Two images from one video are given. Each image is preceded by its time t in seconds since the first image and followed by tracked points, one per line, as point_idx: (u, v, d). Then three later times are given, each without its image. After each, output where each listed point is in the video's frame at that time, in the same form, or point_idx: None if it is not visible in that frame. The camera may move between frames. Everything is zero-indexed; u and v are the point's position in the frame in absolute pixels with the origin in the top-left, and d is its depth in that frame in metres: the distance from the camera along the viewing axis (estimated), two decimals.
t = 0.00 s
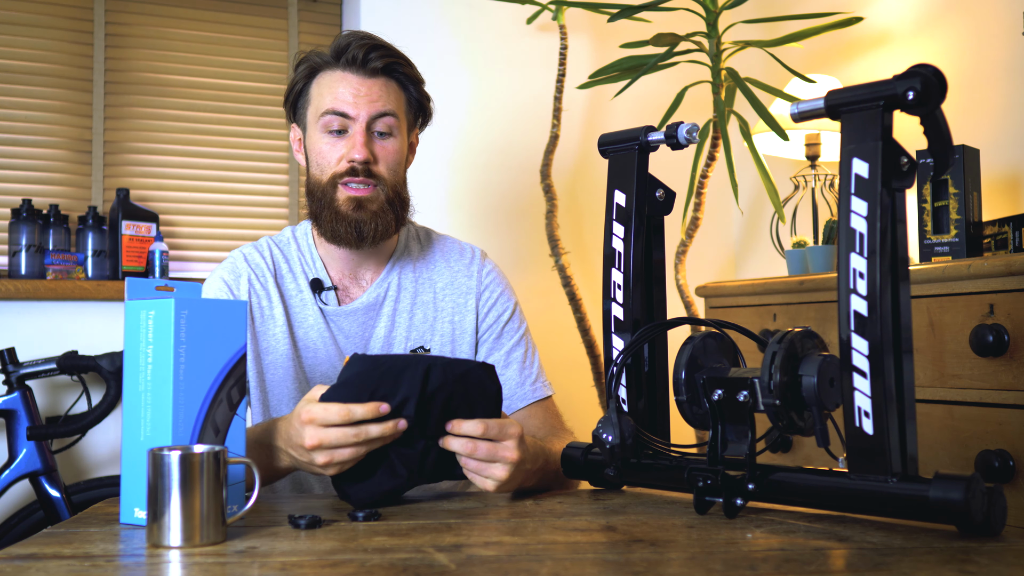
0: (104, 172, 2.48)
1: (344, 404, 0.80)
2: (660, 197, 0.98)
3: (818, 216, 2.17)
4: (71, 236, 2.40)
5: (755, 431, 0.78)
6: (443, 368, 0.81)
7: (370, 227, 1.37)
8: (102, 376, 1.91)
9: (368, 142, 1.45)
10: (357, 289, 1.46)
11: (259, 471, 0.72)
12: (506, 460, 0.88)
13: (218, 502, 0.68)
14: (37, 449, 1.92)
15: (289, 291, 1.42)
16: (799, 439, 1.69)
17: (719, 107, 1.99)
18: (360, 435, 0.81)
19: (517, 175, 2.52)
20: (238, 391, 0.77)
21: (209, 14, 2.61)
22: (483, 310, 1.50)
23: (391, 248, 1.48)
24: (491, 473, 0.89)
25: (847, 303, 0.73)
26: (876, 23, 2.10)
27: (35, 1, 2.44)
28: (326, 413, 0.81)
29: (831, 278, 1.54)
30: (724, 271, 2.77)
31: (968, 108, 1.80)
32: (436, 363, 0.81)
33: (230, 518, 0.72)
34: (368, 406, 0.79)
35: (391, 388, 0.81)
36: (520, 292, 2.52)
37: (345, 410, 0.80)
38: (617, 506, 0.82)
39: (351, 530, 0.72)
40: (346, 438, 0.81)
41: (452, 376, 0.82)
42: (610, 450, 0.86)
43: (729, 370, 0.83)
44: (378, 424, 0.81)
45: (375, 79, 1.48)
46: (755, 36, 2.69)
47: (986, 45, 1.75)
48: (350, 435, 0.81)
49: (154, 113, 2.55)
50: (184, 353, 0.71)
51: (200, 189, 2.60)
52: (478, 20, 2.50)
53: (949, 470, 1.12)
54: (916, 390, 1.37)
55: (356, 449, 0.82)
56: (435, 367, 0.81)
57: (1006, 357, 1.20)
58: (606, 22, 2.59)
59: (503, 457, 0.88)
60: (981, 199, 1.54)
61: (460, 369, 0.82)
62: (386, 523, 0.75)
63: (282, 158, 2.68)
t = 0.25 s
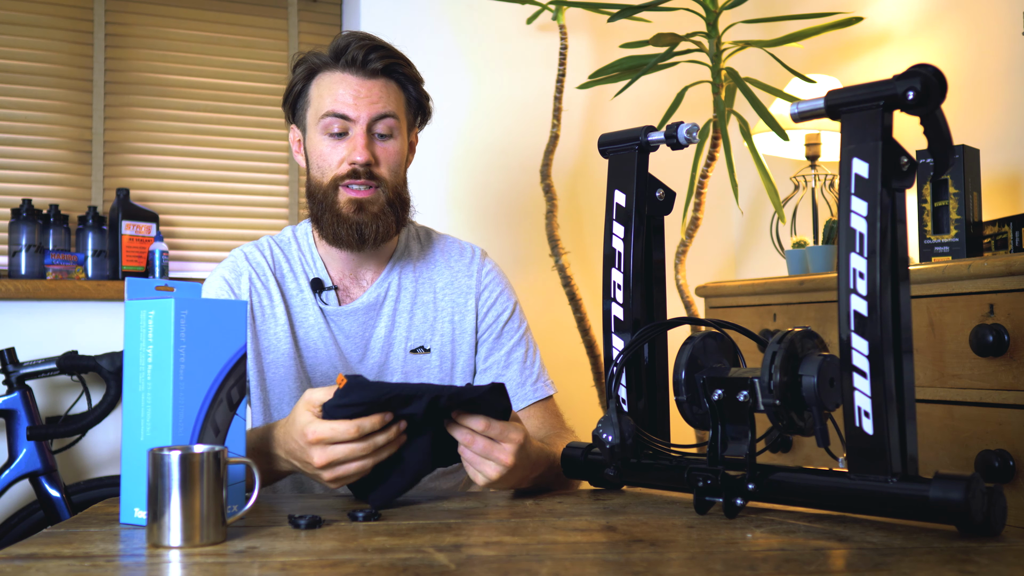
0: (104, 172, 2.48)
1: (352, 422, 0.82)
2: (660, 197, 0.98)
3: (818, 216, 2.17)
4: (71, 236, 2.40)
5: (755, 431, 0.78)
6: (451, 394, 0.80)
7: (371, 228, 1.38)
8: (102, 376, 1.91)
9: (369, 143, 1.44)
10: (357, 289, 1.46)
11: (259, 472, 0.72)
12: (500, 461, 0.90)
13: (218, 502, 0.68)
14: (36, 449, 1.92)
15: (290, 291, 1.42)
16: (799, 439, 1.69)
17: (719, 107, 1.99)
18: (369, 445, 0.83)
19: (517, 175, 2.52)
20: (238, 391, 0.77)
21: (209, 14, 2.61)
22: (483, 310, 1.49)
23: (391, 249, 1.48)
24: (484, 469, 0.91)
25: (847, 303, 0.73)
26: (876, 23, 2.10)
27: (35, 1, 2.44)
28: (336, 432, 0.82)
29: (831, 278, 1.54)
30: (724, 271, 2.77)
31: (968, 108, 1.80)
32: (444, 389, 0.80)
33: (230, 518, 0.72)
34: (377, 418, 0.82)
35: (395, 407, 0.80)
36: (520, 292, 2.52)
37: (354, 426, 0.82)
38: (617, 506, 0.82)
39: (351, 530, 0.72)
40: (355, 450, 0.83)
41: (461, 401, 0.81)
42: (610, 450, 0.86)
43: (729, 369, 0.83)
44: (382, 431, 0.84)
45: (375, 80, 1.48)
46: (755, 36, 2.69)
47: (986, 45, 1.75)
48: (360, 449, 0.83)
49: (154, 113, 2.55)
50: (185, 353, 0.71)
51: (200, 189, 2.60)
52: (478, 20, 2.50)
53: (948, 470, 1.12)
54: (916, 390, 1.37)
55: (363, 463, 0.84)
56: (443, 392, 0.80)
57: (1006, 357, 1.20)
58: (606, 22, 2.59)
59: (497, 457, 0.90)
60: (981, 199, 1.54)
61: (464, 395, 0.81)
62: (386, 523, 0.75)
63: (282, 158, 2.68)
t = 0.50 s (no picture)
0: (104, 172, 2.48)
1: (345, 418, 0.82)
2: (660, 197, 0.98)
3: (818, 216, 2.17)
4: (71, 236, 2.40)
5: (755, 431, 0.78)
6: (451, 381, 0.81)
7: (369, 227, 1.38)
8: (102, 376, 1.91)
9: (367, 143, 1.44)
10: (357, 289, 1.46)
11: (260, 471, 0.72)
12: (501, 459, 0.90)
13: (218, 502, 0.68)
14: (36, 449, 1.92)
15: (289, 291, 1.42)
16: (799, 439, 1.69)
17: (719, 107, 1.99)
18: (359, 443, 0.83)
19: (517, 175, 2.52)
20: (238, 391, 0.77)
21: (209, 14, 2.61)
22: (482, 310, 1.50)
23: (390, 248, 1.48)
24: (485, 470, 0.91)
25: (847, 303, 0.73)
26: (875, 23, 2.10)
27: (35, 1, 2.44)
28: (327, 425, 0.82)
29: (831, 278, 1.54)
30: (724, 271, 2.77)
31: (968, 108, 1.80)
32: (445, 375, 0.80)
33: (230, 517, 0.72)
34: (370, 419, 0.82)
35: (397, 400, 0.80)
36: (521, 292, 2.52)
37: (347, 422, 0.82)
38: (618, 506, 0.82)
39: (351, 530, 0.72)
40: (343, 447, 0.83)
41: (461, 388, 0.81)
42: (610, 450, 0.86)
43: (729, 369, 0.83)
44: (374, 431, 0.84)
45: (373, 80, 1.48)
46: (755, 35, 2.69)
47: (986, 45, 1.75)
48: (349, 445, 0.83)
49: (154, 113, 2.55)
50: (184, 353, 0.71)
51: (200, 189, 2.60)
52: (478, 20, 2.50)
53: (948, 470, 1.12)
54: (916, 390, 1.37)
55: (350, 461, 0.84)
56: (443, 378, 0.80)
57: (1006, 357, 1.20)
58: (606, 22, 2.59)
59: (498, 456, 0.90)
60: (981, 199, 1.54)
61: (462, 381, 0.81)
62: (386, 523, 0.75)
63: (282, 158, 2.68)
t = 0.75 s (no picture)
0: (104, 172, 2.48)
1: (330, 418, 0.81)
2: (660, 197, 0.98)
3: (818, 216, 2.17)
4: (71, 236, 2.40)
5: (755, 431, 0.78)
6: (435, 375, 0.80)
7: (363, 224, 1.37)
8: (102, 376, 1.91)
9: (361, 139, 1.45)
10: (354, 289, 1.46)
11: (260, 471, 0.72)
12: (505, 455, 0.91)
13: (218, 502, 0.68)
14: (36, 449, 1.92)
15: (288, 291, 1.42)
16: (799, 439, 1.69)
17: (719, 107, 1.99)
18: (348, 439, 0.83)
19: (517, 175, 2.52)
20: (238, 391, 0.77)
21: (209, 14, 2.61)
22: (479, 310, 1.50)
23: (388, 248, 1.48)
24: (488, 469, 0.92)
25: (847, 303, 0.73)
26: (876, 23, 2.10)
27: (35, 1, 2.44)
28: (315, 426, 0.82)
29: (831, 278, 1.54)
30: (724, 271, 2.77)
31: (968, 108, 1.80)
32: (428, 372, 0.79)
33: (231, 518, 0.72)
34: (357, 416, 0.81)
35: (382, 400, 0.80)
36: (521, 292, 2.53)
37: (334, 421, 0.81)
38: (618, 506, 0.82)
39: (351, 530, 0.72)
40: (334, 445, 0.83)
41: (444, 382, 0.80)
42: (610, 450, 0.86)
43: (729, 369, 0.83)
44: (363, 428, 0.84)
45: (368, 79, 1.49)
46: (755, 36, 2.69)
47: (986, 45, 1.75)
48: (339, 443, 0.83)
49: (154, 113, 2.55)
50: (184, 353, 0.71)
51: (200, 189, 2.60)
52: (478, 20, 2.50)
53: (948, 470, 1.12)
54: (916, 389, 1.37)
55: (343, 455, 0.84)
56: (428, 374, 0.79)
57: (1006, 357, 1.20)
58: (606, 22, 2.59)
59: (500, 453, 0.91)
60: (981, 199, 1.54)
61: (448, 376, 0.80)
62: (386, 523, 0.75)
63: (282, 158, 2.68)
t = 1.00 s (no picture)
0: (104, 172, 2.48)
1: (319, 407, 0.83)
2: (660, 197, 0.98)
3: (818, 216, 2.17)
4: (71, 236, 2.40)
5: (755, 431, 0.78)
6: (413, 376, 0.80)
7: (364, 230, 1.37)
8: (102, 376, 1.91)
9: (362, 140, 1.45)
10: (355, 290, 1.46)
11: (260, 471, 0.72)
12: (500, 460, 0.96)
13: (218, 502, 0.68)
14: (36, 449, 1.92)
15: (288, 291, 1.41)
16: (799, 439, 1.69)
17: (719, 107, 1.99)
18: (341, 429, 0.84)
19: (517, 175, 2.52)
20: (238, 391, 0.77)
21: (209, 14, 2.61)
22: (482, 321, 1.50)
23: (390, 250, 1.48)
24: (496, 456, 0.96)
25: (847, 303, 0.73)
26: (875, 23, 2.10)
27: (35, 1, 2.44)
28: (304, 418, 0.85)
29: (831, 278, 1.54)
30: (724, 271, 2.77)
31: (968, 108, 1.80)
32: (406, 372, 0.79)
33: (230, 517, 0.72)
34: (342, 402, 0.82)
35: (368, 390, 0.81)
36: (521, 292, 2.52)
37: (321, 410, 0.83)
38: (617, 506, 0.82)
39: (351, 530, 0.72)
40: (329, 436, 0.85)
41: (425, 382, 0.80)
42: (610, 450, 0.86)
43: (729, 369, 0.83)
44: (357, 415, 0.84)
45: (370, 79, 1.48)
46: (755, 36, 2.69)
47: (986, 45, 1.75)
48: (332, 432, 0.84)
49: (154, 113, 2.55)
50: (184, 353, 0.71)
51: (200, 189, 2.60)
52: (478, 20, 2.50)
53: (949, 470, 1.12)
54: (916, 390, 1.37)
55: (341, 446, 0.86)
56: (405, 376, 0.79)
57: (1006, 357, 1.20)
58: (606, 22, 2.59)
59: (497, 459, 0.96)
60: (981, 198, 1.54)
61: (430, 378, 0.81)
62: (386, 523, 0.75)
63: (282, 157, 2.68)
